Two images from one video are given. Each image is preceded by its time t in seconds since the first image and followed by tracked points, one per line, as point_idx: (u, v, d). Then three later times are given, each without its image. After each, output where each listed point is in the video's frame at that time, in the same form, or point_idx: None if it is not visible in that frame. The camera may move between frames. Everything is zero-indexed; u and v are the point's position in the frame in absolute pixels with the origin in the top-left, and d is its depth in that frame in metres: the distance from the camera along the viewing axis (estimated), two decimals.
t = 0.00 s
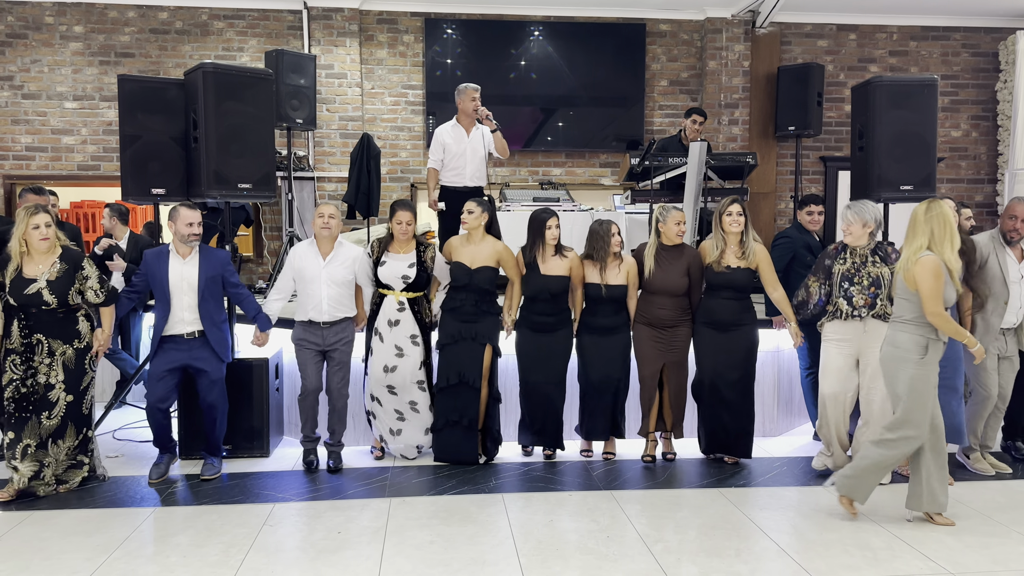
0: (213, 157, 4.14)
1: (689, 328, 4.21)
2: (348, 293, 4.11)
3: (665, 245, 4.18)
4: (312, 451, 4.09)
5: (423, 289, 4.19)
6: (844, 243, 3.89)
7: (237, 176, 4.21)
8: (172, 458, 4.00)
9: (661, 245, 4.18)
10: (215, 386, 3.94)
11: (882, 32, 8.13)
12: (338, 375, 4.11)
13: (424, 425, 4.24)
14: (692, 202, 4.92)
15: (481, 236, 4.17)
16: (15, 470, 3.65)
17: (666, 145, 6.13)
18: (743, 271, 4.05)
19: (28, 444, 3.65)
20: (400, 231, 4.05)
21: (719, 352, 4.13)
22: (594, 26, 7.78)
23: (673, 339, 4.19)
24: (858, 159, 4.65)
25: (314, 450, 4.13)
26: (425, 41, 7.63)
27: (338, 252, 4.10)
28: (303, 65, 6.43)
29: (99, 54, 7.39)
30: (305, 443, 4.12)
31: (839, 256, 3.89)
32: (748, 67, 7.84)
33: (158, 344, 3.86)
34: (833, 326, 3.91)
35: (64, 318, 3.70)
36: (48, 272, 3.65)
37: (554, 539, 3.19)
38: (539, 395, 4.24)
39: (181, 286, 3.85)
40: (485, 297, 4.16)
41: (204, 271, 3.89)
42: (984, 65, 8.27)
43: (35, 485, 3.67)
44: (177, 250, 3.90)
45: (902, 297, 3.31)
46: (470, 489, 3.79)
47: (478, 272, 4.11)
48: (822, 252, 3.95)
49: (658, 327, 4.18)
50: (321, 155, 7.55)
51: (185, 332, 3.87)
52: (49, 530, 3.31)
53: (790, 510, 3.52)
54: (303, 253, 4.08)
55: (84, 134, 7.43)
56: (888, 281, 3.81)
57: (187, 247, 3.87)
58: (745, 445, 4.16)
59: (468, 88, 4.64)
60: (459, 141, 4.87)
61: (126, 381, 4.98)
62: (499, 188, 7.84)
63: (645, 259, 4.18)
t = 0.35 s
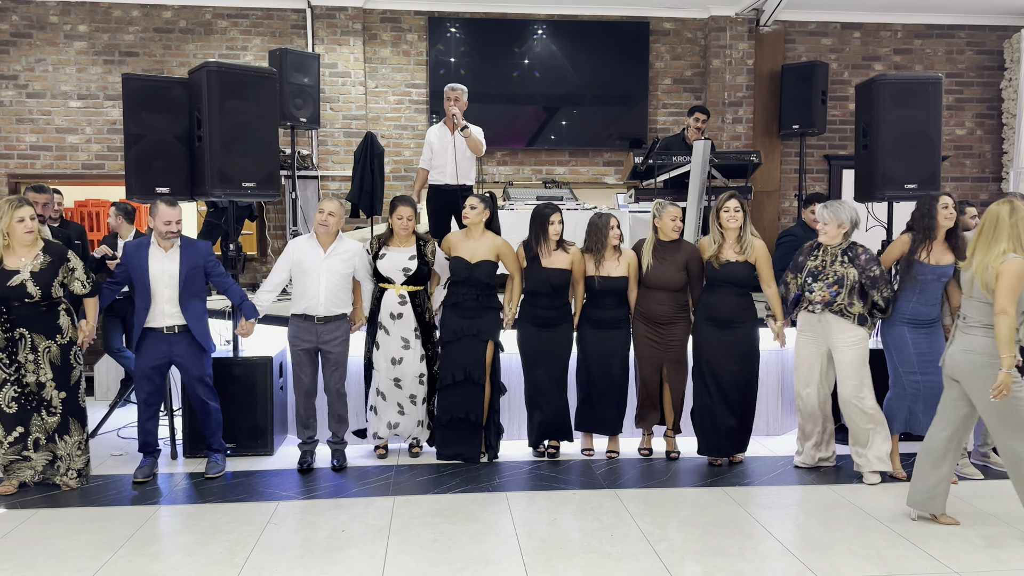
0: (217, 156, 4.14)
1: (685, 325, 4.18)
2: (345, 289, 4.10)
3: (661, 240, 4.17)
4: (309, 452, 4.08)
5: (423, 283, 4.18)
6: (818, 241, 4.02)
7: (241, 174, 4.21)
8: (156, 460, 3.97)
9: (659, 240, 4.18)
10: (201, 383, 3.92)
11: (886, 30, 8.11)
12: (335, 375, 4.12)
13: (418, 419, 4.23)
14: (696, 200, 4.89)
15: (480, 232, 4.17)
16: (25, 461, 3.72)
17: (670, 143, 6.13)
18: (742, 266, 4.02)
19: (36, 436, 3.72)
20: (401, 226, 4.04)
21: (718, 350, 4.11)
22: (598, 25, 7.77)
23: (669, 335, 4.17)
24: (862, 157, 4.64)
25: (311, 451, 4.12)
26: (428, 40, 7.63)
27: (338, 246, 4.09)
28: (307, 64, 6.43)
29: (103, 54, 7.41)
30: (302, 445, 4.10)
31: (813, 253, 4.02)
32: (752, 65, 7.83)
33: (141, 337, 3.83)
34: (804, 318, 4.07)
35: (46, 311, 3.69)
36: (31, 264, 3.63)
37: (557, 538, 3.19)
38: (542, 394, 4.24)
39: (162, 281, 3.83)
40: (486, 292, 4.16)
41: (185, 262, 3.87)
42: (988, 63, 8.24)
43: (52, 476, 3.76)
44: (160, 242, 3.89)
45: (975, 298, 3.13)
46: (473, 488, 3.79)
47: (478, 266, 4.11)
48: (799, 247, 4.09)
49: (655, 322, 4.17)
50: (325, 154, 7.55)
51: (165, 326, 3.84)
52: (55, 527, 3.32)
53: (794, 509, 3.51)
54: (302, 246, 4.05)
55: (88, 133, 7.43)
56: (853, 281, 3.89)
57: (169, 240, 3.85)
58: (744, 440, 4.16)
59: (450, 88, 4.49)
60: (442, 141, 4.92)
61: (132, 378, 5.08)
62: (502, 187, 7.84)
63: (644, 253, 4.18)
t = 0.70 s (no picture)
0: (222, 156, 4.15)
1: (685, 325, 4.19)
2: (342, 304, 4.09)
3: (659, 241, 4.19)
4: (312, 454, 4.08)
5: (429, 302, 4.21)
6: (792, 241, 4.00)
7: (245, 174, 4.22)
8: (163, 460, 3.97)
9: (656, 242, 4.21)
10: (181, 383, 3.92)
11: (891, 30, 8.10)
12: (331, 386, 4.08)
13: (423, 430, 4.24)
14: (700, 201, 4.88)
15: (482, 243, 4.17)
16: None
17: (673, 143, 6.13)
18: (746, 270, 4.01)
19: (13, 441, 3.64)
20: (405, 236, 4.04)
21: (720, 354, 4.09)
22: (602, 25, 7.77)
23: (668, 336, 4.17)
24: (867, 158, 4.63)
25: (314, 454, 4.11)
26: (433, 40, 7.63)
27: (334, 262, 4.07)
28: (311, 64, 6.44)
29: (108, 54, 7.42)
30: (306, 447, 4.10)
31: (785, 252, 3.99)
32: (756, 65, 7.82)
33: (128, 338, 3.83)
34: (781, 318, 4.00)
35: (32, 310, 3.67)
36: (18, 263, 3.61)
37: (561, 538, 3.19)
38: (545, 394, 4.24)
39: (152, 281, 3.84)
40: (490, 301, 4.16)
41: (174, 263, 3.88)
42: (993, 63, 8.23)
43: (22, 484, 3.66)
44: (146, 244, 3.89)
45: None
46: (476, 488, 3.79)
47: (480, 277, 4.12)
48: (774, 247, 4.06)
49: (654, 322, 4.18)
50: (329, 154, 7.55)
51: (153, 327, 3.85)
52: (58, 526, 3.33)
53: (798, 509, 3.51)
54: (295, 265, 4.05)
55: (93, 133, 7.45)
56: (830, 277, 3.87)
57: (156, 242, 3.86)
58: (745, 444, 4.11)
59: (440, 88, 4.43)
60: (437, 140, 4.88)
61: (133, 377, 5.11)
62: (506, 187, 7.84)
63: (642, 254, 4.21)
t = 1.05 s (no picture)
0: (225, 156, 4.15)
1: (687, 323, 4.18)
2: (339, 282, 4.09)
3: (660, 239, 4.20)
4: (304, 452, 4.08)
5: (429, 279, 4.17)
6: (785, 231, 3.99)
7: (249, 173, 4.22)
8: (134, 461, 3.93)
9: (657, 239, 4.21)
10: (173, 379, 3.88)
11: (895, 30, 8.09)
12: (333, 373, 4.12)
13: (428, 407, 4.19)
14: (704, 201, 4.88)
15: (487, 229, 4.18)
16: None
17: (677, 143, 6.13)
18: (747, 267, 4.01)
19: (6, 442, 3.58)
20: (406, 219, 4.03)
21: (724, 352, 4.08)
22: (605, 24, 7.77)
23: (670, 336, 4.17)
24: (871, 157, 4.63)
25: (306, 452, 4.12)
26: (436, 39, 7.63)
27: (331, 241, 4.08)
28: (314, 63, 6.44)
29: (111, 53, 7.43)
30: (297, 445, 4.10)
31: (776, 244, 3.99)
32: (760, 65, 7.80)
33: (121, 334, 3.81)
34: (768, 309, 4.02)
35: (23, 307, 3.64)
36: (7, 259, 3.58)
37: (563, 537, 3.19)
38: (548, 394, 4.24)
39: (142, 271, 3.81)
40: (494, 286, 4.14)
41: (168, 254, 3.89)
42: (997, 63, 8.21)
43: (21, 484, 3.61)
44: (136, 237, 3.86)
45: None
46: (478, 488, 3.79)
47: (485, 261, 4.10)
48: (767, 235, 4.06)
49: (657, 323, 4.17)
50: (332, 153, 7.55)
51: (145, 321, 3.81)
52: (61, 525, 3.33)
53: (802, 509, 3.50)
54: (294, 246, 4.07)
55: (97, 132, 7.46)
56: (812, 270, 3.87)
57: (146, 236, 3.83)
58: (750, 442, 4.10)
59: (437, 85, 4.42)
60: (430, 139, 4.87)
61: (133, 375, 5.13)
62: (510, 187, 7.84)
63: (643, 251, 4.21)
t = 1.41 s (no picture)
0: (227, 155, 4.15)
1: (680, 327, 4.19)
2: (332, 297, 4.07)
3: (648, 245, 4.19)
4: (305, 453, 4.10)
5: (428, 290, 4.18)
6: (782, 242, 4.02)
7: (250, 173, 4.22)
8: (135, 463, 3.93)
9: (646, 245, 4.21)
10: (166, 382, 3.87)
11: (897, 29, 8.07)
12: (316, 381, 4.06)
13: (421, 430, 4.21)
14: (705, 200, 4.87)
15: (484, 241, 4.18)
16: None
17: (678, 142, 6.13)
18: (738, 272, 4.03)
19: None
20: (406, 228, 4.04)
21: (718, 353, 4.08)
22: (607, 24, 7.77)
23: (665, 336, 4.17)
24: (873, 156, 4.62)
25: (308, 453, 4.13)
26: (437, 39, 7.64)
27: (325, 254, 4.08)
28: (316, 62, 6.44)
29: (113, 52, 7.43)
30: (298, 446, 4.12)
31: (773, 254, 4.01)
32: (762, 64, 7.79)
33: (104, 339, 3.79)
34: (765, 319, 4.02)
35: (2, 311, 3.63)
36: None
37: (565, 537, 3.18)
38: (548, 394, 4.24)
39: (129, 281, 3.82)
40: (493, 300, 4.17)
41: (151, 263, 3.86)
42: (999, 61, 8.20)
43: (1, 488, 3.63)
44: (126, 244, 3.87)
45: None
46: (479, 487, 3.78)
47: (483, 277, 4.14)
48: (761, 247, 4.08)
49: (651, 326, 4.17)
50: (334, 152, 7.55)
51: (133, 328, 3.82)
52: (63, 524, 3.33)
53: (804, 509, 3.50)
54: (286, 257, 4.07)
55: (99, 131, 7.46)
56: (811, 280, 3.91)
57: (134, 240, 3.84)
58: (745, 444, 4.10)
59: (432, 80, 4.43)
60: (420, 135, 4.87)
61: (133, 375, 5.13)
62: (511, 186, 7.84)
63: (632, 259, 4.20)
